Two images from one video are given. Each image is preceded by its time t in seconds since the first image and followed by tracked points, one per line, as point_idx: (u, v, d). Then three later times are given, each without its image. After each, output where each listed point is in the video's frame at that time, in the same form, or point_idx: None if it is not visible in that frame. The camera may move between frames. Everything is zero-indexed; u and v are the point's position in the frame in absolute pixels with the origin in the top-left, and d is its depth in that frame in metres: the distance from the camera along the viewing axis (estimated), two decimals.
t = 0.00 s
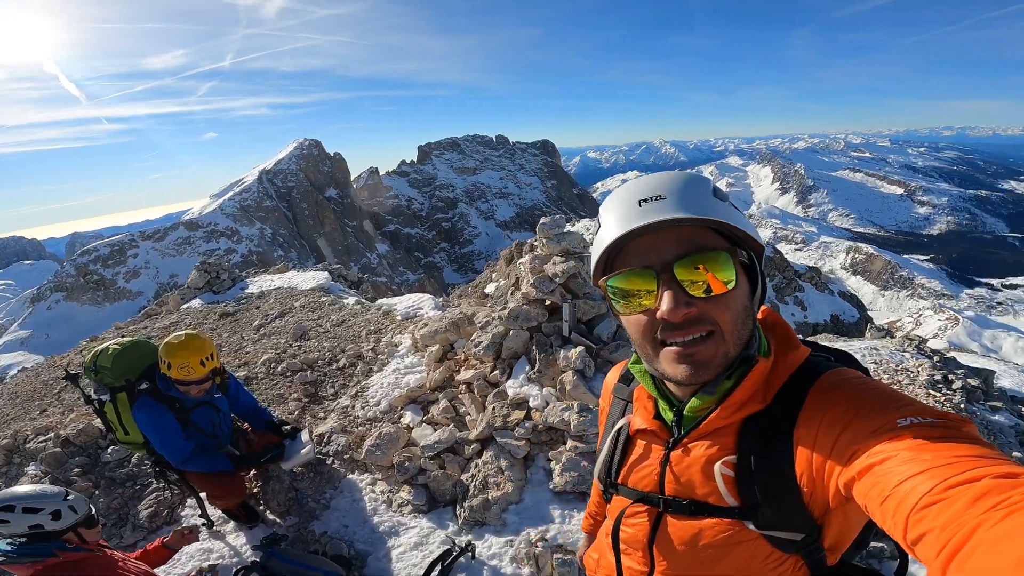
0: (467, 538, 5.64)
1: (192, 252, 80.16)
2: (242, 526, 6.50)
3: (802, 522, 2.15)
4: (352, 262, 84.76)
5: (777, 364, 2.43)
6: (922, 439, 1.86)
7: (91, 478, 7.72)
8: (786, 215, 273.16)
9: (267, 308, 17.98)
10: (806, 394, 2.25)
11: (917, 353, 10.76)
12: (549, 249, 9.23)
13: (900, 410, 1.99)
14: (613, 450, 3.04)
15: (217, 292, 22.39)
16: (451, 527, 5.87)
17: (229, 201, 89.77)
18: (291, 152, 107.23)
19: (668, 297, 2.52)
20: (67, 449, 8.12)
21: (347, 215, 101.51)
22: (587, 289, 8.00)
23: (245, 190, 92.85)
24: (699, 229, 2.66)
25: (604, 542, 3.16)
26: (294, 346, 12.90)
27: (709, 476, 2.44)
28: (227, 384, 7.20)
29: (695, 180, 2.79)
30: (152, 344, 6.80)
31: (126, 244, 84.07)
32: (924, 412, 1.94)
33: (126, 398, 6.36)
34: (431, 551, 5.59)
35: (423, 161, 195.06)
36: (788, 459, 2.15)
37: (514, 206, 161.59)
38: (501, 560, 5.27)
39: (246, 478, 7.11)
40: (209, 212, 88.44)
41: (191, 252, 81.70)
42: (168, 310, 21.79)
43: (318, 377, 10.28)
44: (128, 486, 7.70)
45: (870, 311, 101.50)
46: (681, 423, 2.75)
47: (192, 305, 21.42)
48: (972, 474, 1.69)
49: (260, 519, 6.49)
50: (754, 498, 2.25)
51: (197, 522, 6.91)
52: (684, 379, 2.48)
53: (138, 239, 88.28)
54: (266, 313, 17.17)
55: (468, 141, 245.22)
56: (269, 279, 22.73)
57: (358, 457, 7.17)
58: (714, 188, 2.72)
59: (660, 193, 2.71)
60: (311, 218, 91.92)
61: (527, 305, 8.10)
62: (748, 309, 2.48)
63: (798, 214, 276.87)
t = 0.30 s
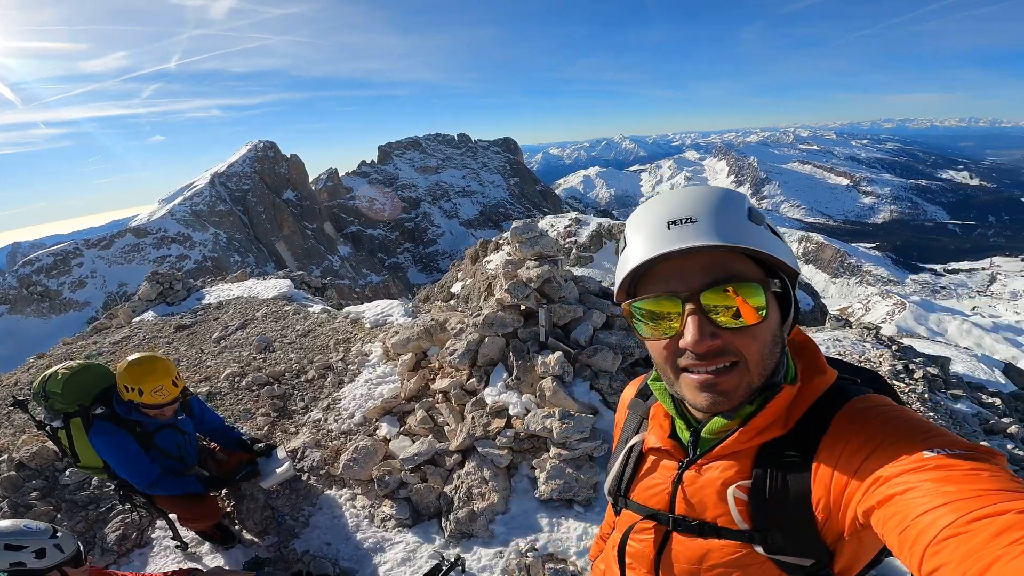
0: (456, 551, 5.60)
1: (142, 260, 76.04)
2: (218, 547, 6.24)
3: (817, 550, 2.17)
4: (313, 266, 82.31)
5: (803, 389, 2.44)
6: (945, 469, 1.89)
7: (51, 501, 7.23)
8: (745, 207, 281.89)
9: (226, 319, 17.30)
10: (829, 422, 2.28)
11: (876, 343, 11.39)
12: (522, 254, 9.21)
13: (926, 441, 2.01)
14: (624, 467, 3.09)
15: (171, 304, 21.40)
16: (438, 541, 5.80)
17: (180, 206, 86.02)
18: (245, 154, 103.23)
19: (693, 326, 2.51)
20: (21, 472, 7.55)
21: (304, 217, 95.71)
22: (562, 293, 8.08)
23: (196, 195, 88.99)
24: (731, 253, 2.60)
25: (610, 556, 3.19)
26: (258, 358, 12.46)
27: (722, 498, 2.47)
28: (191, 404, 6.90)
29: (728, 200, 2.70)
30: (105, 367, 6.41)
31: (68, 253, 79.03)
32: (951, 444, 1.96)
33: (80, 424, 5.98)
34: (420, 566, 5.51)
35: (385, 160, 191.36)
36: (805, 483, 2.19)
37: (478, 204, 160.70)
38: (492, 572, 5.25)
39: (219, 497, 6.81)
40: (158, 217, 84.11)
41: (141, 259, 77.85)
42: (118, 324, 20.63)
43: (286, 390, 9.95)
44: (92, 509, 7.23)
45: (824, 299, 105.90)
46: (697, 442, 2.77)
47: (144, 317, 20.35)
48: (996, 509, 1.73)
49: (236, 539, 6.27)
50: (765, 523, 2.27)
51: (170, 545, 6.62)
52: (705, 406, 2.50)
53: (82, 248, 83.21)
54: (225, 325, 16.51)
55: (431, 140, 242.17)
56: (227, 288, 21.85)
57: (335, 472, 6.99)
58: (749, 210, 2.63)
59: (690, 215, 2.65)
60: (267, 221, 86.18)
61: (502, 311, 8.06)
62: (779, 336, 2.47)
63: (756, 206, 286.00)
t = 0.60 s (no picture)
0: (450, 553, 5.59)
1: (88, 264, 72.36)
2: (202, 559, 6.00)
3: (844, 549, 2.25)
4: (273, 264, 79.60)
5: (838, 385, 2.50)
6: (978, 469, 1.97)
7: (18, 517, 6.79)
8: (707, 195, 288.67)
9: (188, 323, 16.65)
10: (863, 418, 2.36)
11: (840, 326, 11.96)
12: (499, 247, 9.21)
13: (959, 440, 2.09)
14: (648, 460, 3.25)
15: (125, 310, 20.38)
16: (430, 543, 5.77)
17: (128, 207, 81.81)
18: (198, 150, 98.78)
19: (723, 317, 2.54)
20: None
21: (265, 213, 93.62)
22: (540, 286, 8.11)
23: (145, 195, 84.65)
24: (769, 246, 2.61)
25: (632, 547, 3.34)
26: (225, 363, 12.04)
27: (748, 495, 2.57)
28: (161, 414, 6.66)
29: (772, 193, 2.69)
30: (67, 382, 6.10)
31: (6, 259, 73.87)
32: (984, 444, 2.03)
33: (43, 440, 5.66)
34: (414, 570, 5.47)
35: (347, 154, 186.41)
36: (838, 478, 2.27)
37: (444, 196, 158.79)
38: (489, 572, 5.27)
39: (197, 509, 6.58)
40: (104, 218, 79.67)
41: (88, 263, 73.76)
42: (68, 332, 19.56)
43: (257, 395, 9.66)
44: (63, 524, 6.88)
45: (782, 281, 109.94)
46: (723, 438, 2.87)
47: (96, 325, 19.33)
48: None
49: (221, 551, 6.08)
50: (789, 521, 2.38)
51: (152, 558, 6.35)
52: (730, 398, 2.56)
53: (22, 252, 78.17)
54: (187, 329, 15.88)
55: (394, 133, 237.59)
56: (186, 291, 20.95)
57: (316, 478, 6.87)
58: (791, 204, 2.61)
59: (727, 208, 2.68)
60: (225, 219, 83.43)
61: (481, 306, 8.02)
62: (808, 330, 2.48)
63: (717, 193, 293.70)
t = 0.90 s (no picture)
0: (447, 549, 5.60)
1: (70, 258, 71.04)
2: (197, 558, 5.95)
3: (851, 545, 2.27)
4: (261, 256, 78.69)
5: (844, 383, 2.52)
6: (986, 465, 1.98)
7: (9, 518, 6.73)
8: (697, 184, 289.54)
9: (175, 317, 16.41)
10: (871, 415, 2.38)
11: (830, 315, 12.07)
12: (492, 239, 9.17)
13: (968, 434, 2.09)
14: (656, 460, 3.28)
15: (109, 304, 19.98)
16: (427, 539, 5.79)
17: (110, 199, 80.15)
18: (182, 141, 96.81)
19: (728, 313, 2.53)
20: None
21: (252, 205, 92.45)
22: (534, 278, 8.07)
23: (128, 187, 82.86)
24: (777, 242, 2.61)
25: (639, 545, 3.38)
26: (215, 358, 11.91)
27: (757, 493, 2.58)
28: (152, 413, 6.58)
29: (778, 188, 2.67)
30: (54, 381, 6.00)
31: None
32: (992, 439, 2.03)
33: (31, 441, 5.57)
34: (412, 566, 5.49)
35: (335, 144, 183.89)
36: (845, 474, 2.29)
37: (433, 187, 157.50)
38: (487, 568, 5.28)
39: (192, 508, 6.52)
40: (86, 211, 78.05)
41: (70, 257, 72.15)
42: (51, 328, 19.21)
43: (248, 390, 9.57)
44: (54, 524, 6.80)
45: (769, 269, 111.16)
46: (730, 437, 2.89)
47: (80, 320, 18.98)
48: None
49: (216, 550, 6.03)
50: (798, 519, 2.39)
51: (147, 558, 6.29)
52: (735, 393, 2.55)
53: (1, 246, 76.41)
54: (174, 324, 15.66)
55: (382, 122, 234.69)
56: (173, 284, 20.60)
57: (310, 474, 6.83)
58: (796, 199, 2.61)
59: (734, 204, 2.67)
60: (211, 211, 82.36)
61: (474, 299, 7.99)
62: (814, 324, 2.48)
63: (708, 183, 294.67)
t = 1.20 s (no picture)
0: (448, 539, 5.64)
1: (123, 243, 74.97)
2: (211, 538, 6.23)
3: (800, 544, 2.16)
4: (299, 245, 81.06)
5: (779, 383, 2.46)
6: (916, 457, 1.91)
7: (40, 495, 7.19)
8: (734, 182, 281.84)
9: (211, 303, 17.06)
10: (806, 413, 2.32)
11: (863, 320, 11.51)
12: (510, 236, 9.15)
13: (900, 429, 2.04)
14: (607, 469, 3.13)
15: (153, 289, 20.90)
16: (430, 528, 5.85)
17: (162, 188, 84.04)
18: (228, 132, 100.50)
19: (672, 322, 2.47)
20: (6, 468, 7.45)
21: (292, 195, 95.37)
22: (550, 275, 8.03)
23: (178, 176, 86.66)
24: (712, 248, 2.57)
25: (599, 553, 3.25)
26: (244, 344, 12.34)
27: (705, 495, 2.49)
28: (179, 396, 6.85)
29: (710, 196, 2.68)
30: (91, 362, 6.32)
31: (48, 237, 76.37)
32: (924, 431, 1.98)
33: (66, 420, 5.89)
34: (413, 554, 5.55)
35: (372, 138, 187.58)
36: (785, 475, 2.20)
37: (467, 181, 158.70)
38: (485, 559, 5.29)
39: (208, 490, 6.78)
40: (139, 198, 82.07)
41: (124, 242, 76.00)
42: (100, 310, 20.28)
43: (273, 376, 9.89)
44: (82, 502, 7.21)
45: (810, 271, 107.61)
46: (678, 441, 2.79)
47: (126, 304, 19.95)
48: (980, 498, 1.71)
49: (230, 530, 6.30)
50: (747, 519, 2.29)
51: (163, 537, 6.57)
52: (681, 402, 2.49)
53: (62, 230, 81.12)
54: (210, 310, 16.28)
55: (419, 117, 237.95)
56: (212, 271, 21.40)
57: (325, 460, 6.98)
58: (727, 206, 2.62)
59: (672, 211, 2.64)
60: (254, 201, 85.66)
61: (490, 294, 8.03)
62: (753, 329, 2.47)
63: (746, 181, 286.85)
